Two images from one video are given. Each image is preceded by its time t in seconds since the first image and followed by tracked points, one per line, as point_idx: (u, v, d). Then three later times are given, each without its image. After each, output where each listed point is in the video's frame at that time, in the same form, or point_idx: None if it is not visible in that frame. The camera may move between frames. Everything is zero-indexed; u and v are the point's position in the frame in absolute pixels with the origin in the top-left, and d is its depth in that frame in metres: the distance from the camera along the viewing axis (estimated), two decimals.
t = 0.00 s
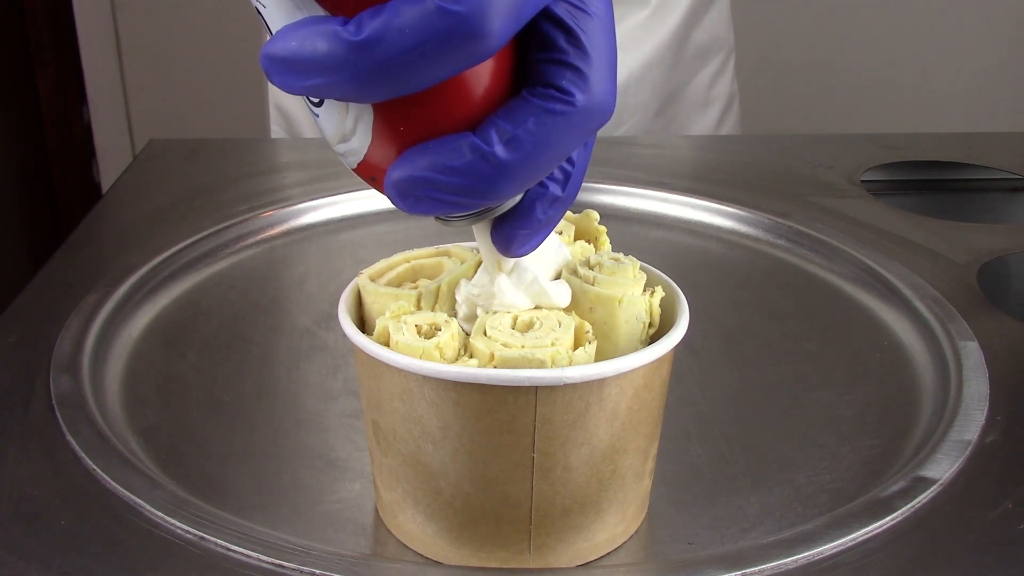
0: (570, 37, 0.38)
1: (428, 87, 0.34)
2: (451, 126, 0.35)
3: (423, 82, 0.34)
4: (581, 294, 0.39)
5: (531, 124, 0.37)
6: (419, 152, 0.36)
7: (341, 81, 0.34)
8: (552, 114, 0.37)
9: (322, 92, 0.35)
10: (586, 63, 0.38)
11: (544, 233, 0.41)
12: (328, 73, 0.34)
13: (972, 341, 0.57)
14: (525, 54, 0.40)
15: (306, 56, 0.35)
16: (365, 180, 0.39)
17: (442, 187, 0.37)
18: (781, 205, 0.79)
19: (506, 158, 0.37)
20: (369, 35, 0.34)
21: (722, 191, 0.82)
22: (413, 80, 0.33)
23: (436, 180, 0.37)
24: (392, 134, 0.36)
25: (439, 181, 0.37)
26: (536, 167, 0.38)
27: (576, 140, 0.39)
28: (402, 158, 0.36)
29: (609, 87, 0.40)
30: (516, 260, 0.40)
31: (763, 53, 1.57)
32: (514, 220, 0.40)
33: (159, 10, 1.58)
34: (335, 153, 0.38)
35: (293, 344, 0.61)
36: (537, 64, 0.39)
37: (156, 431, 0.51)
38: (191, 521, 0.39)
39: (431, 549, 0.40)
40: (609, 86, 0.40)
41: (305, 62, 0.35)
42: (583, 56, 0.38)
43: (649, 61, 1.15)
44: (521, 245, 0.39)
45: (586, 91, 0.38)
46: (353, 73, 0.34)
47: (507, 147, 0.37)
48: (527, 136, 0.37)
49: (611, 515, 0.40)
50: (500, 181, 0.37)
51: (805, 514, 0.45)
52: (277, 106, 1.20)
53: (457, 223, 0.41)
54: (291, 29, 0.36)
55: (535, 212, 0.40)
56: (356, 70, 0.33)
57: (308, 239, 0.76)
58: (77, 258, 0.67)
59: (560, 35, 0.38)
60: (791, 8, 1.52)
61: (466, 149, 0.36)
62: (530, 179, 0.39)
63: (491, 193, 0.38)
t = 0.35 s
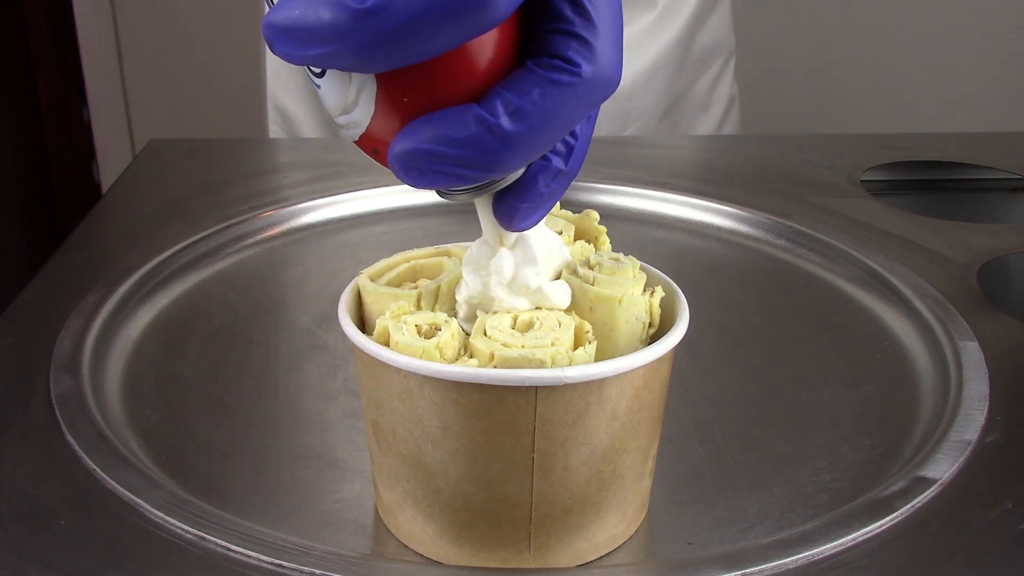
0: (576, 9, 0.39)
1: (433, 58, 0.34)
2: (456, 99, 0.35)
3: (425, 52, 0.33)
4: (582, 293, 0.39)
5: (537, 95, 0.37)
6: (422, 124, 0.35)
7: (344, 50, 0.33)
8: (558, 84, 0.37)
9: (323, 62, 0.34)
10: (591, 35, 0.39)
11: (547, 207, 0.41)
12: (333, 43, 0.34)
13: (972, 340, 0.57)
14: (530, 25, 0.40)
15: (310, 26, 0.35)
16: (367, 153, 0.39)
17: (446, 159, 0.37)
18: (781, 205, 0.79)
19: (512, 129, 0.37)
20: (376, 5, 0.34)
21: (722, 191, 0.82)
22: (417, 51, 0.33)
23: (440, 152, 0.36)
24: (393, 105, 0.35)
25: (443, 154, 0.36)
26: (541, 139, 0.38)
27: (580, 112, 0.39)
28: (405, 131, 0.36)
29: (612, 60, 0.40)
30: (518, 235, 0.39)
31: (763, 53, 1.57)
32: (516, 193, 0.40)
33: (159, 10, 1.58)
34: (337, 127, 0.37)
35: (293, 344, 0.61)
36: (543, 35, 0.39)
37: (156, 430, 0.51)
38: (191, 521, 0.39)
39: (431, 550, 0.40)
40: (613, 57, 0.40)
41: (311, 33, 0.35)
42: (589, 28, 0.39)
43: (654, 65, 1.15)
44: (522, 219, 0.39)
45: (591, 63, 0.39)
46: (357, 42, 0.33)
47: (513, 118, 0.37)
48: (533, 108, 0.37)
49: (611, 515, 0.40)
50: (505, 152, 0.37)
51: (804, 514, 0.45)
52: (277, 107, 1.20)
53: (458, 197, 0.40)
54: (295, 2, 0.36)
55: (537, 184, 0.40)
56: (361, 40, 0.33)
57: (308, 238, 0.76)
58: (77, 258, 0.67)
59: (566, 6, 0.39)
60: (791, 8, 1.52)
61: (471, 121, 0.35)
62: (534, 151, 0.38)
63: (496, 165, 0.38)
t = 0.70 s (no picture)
0: (571, 18, 0.38)
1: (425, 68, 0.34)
2: (450, 106, 0.35)
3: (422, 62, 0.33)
4: (581, 293, 0.39)
5: (532, 106, 0.36)
6: (418, 135, 0.36)
7: (341, 62, 0.34)
8: (552, 95, 0.37)
9: (320, 74, 0.35)
10: (587, 44, 0.38)
11: (543, 214, 0.41)
12: (329, 55, 0.34)
13: (972, 340, 0.57)
14: (525, 33, 0.39)
15: (306, 38, 0.35)
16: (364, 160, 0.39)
17: (442, 170, 0.37)
18: (782, 206, 0.79)
19: (506, 139, 0.36)
20: (370, 17, 0.34)
21: (722, 191, 0.82)
22: (411, 63, 0.33)
23: (436, 162, 0.36)
24: (391, 114, 0.36)
25: (439, 164, 0.37)
26: (536, 150, 0.38)
27: (575, 121, 0.39)
28: (401, 140, 0.36)
29: (608, 68, 0.40)
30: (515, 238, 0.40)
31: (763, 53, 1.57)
32: (512, 199, 0.40)
33: (159, 10, 1.58)
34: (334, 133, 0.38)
35: (292, 344, 0.61)
36: (538, 45, 0.38)
37: (156, 431, 0.51)
38: (191, 521, 0.39)
39: (431, 549, 0.40)
40: (610, 65, 0.40)
41: (308, 44, 0.35)
42: (584, 37, 0.38)
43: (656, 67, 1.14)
44: (518, 223, 0.39)
45: (586, 72, 0.38)
46: (353, 54, 0.33)
47: (507, 128, 0.36)
48: (528, 118, 0.36)
49: (612, 515, 0.40)
50: (500, 162, 0.37)
51: (804, 514, 0.45)
52: (277, 106, 1.20)
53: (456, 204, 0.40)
54: (293, 14, 0.37)
55: (532, 189, 0.40)
56: (356, 52, 0.33)
57: (307, 238, 0.76)
58: (77, 258, 0.67)
59: (561, 15, 0.38)
60: (791, 9, 1.52)
61: (465, 130, 0.36)
62: (530, 161, 0.38)
63: (491, 174, 0.38)
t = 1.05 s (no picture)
0: None
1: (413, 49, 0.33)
2: (436, 90, 0.35)
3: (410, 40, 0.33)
4: (582, 293, 0.39)
5: (521, 87, 0.37)
6: (406, 119, 0.35)
7: (325, 44, 0.33)
8: (541, 75, 0.37)
9: (304, 57, 0.34)
10: (575, 25, 0.39)
11: (537, 200, 0.40)
12: (313, 37, 0.33)
13: (972, 340, 0.57)
14: (514, 16, 0.40)
15: (290, 20, 0.34)
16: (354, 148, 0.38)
17: (431, 154, 0.37)
18: (782, 206, 0.79)
19: (495, 121, 0.36)
20: None
21: (723, 192, 0.82)
22: (399, 44, 0.33)
23: (424, 147, 0.36)
24: (378, 99, 0.35)
25: (428, 148, 0.36)
26: (525, 131, 0.38)
27: (565, 102, 0.39)
28: (390, 126, 0.35)
29: (596, 50, 0.40)
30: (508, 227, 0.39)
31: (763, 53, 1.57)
32: (505, 186, 0.40)
33: (158, 10, 1.58)
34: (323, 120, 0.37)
35: (292, 344, 0.61)
36: (526, 26, 0.39)
37: (156, 431, 0.51)
38: (191, 521, 0.39)
39: (431, 549, 0.40)
40: (597, 47, 0.40)
41: (290, 27, 0.34)
42: (572, 18, 0.39)
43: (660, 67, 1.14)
44: (513, 210, 0.39)
45: (574, 53, 0.39)
46: (338, 36, 0.33)
47: (496, 110, 0.37)
48: (517, 99, 0.37)
49: (612, 515, 0.40)
50: (490, 145, 0.37)
51: (804, 514, 0.45)
52: (279, 103, 1.21)
53: (449, 191, 0.40)
54: None
55: (526, 175, 0.40)
56: (341, 34, 0.33)
57: (307, 238, 0.76)
58: (77, 258, 0.67)
59: None
60: (791, 9, 1.52)
61: (454, 114, 0.35)
62: (519, 143, 0.38)
63: (481, 157, 0.37)
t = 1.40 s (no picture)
0: None
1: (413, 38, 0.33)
2: (437, 79, 0.35)
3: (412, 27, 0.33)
4: (582, 293, 0.39)
5: (519, 75, 0.37)
6: (406, 107, 0.35)
7: (325, 32, 0.33)
8: (540, 64, 0.37)
9: (304, 45, 0.34)
10: (575, 13, 0.39)
11: (537, 191, 0.40)
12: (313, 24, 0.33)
13: (972, 340, 0.57)
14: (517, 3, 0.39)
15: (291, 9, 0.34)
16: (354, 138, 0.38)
17: (431, 144, 0.36)
18: (782, 206, 0.79)
19: (494, 110, 0.36)
20: None
21: (722, 192, 0.82)
22: (398, 31, 0.33)
23: (423, 136, 0.36)
24: (378, 88, 0.35)
25: (428, 138, 0.36)
26: (525, 120, 0.38)
27: (566, 91, 0.39)
28: (391, 114, 0.35)
29: (598, 39, 0.40)
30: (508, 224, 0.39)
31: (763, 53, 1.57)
32: (506, 177, 0.39)
33: (158, 10, 1.58)
34: (323, 109, 0.37)
35: (292, 344, 0.61)
36: (526, 14, 0.39)
37: (156, 431, 0.51)
38: (191, 522, 0.39)
39: (431, 549, 0.40)
40: (600, 37, 0.40)
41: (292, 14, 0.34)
42: (573, 6, 0.39)
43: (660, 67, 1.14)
44: (512, 203, 0.39)
45: (574, 42, 0.38)
46: (336, 23, 0.33)
47: (496, 98, 0.36)
48: (516, 88, 0.36)
49: (611, 515, 0.40)
50: (489, 135, 0.37)
51: (804, 514, 0.45)
52: (279, 103, 1.21)
53: (449, 183, 0.40)
54: None
55: (527, 167, 0.40)
56: (339, 21, 0.33)
57: (307, 238, 0.76)
58: (77, 258, 0.67)
59: None
60: (791, 9, 1.52)
61: (453, 102, 0.35)
62: (519, 133, 0.38)
63: (480, 147, 0.37)
